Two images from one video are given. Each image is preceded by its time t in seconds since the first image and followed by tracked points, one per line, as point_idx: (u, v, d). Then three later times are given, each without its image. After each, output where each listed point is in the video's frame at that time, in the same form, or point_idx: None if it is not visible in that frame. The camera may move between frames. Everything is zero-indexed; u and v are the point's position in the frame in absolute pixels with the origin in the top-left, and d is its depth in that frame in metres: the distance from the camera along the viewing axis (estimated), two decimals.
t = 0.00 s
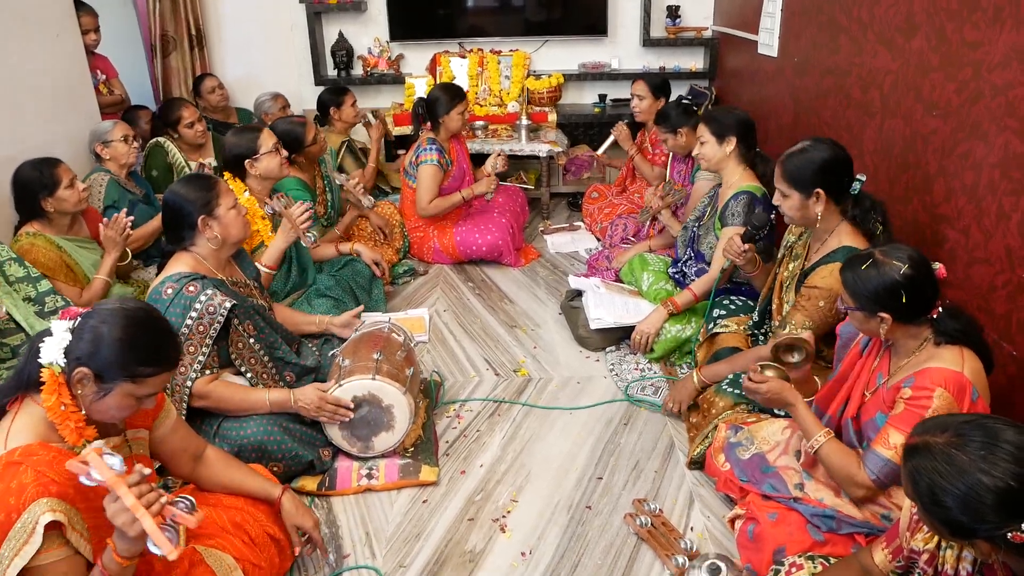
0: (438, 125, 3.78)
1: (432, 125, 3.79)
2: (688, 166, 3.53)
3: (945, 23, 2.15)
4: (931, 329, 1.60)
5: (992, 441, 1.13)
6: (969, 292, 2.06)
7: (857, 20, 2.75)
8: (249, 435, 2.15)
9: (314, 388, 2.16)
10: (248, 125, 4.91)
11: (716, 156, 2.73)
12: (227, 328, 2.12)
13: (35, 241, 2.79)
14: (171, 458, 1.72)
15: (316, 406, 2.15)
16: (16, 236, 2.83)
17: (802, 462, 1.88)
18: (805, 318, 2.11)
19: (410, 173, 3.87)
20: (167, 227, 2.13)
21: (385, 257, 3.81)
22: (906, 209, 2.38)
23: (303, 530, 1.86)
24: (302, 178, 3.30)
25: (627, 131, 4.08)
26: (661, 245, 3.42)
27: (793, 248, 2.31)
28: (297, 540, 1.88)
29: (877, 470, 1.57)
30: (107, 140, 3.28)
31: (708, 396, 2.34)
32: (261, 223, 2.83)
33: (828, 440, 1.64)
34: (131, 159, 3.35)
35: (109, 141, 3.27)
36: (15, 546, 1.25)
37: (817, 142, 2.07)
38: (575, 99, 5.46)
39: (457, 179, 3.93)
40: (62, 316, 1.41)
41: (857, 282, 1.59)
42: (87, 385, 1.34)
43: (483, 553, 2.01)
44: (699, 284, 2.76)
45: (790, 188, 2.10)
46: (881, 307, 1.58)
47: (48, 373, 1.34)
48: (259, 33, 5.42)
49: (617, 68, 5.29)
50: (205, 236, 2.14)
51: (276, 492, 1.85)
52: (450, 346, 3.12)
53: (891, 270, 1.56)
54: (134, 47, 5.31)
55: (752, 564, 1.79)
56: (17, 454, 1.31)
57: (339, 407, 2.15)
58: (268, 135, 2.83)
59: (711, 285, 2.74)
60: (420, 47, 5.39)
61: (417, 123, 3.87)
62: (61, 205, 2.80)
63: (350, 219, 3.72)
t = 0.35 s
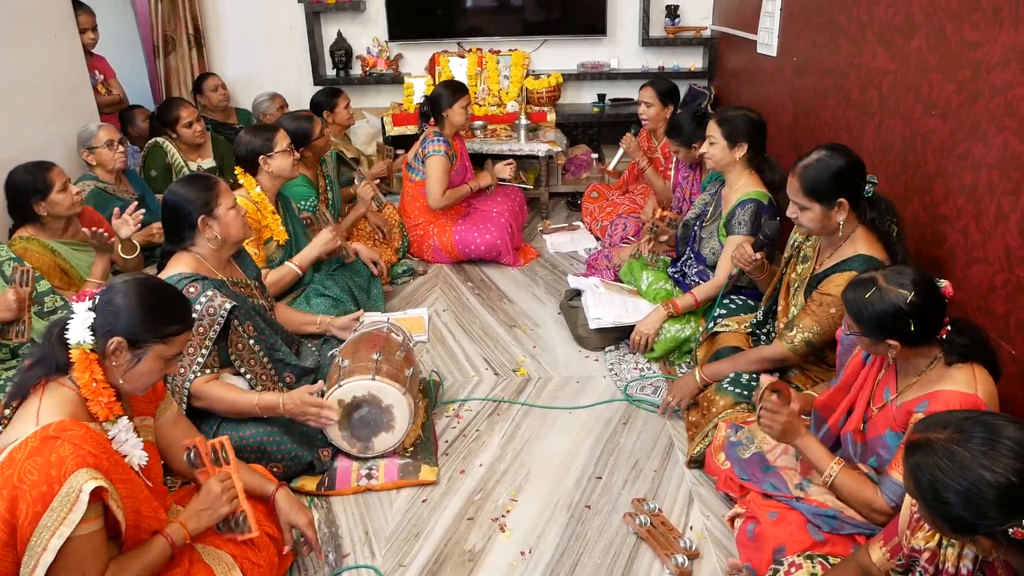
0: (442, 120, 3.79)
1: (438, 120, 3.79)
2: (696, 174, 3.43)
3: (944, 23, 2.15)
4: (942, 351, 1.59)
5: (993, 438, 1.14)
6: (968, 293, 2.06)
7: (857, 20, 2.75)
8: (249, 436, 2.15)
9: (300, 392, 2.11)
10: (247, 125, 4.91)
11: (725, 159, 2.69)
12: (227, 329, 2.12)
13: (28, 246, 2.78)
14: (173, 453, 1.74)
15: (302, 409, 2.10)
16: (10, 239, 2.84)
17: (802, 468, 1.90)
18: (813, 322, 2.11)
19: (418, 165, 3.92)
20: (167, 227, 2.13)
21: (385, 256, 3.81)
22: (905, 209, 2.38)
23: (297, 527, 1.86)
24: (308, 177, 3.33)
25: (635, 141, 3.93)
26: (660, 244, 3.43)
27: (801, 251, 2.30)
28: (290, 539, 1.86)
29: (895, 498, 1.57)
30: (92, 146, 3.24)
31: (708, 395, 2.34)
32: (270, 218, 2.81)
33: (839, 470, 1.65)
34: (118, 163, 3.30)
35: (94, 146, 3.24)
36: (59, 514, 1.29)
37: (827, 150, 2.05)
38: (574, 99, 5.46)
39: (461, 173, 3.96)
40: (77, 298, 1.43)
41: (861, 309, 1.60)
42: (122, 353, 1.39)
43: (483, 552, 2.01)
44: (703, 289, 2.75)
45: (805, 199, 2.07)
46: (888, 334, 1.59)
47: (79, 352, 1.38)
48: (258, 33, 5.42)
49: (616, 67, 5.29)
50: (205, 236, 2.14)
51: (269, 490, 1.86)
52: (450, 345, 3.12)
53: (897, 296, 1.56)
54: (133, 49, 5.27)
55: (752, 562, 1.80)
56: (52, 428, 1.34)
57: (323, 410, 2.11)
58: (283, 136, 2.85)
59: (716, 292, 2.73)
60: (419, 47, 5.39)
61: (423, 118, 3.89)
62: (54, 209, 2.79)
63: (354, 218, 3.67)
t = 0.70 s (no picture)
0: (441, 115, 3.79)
1: (437, 114, 3.80)
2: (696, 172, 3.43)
3: (945, 20, 2.15)
4: (936, 352, 1.59)
5: (993, 436, 1.14)
6: (968, 290, 2.06)
7: (857, 17, 2.75)
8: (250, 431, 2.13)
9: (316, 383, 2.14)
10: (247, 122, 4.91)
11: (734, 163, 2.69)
12: (228, 324, 2.12)
13: (23, 245, 2.79)
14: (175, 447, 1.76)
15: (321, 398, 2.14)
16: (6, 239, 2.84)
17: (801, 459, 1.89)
18: (814, 316, 2.11)
19: (420, 160, 3.91)
20: (168, 223, 2.13)
21: (384, 254, 3.81)
22: (905, 206, 2.38)
23: (295, 524, 1.86)
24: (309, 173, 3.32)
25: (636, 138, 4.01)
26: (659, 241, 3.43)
27: (805, 246, 2.30)
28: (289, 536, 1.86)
29: (884, 491, 1.57)
30: (81, 148, 3.22)
31: (708, 391, 2.35)
32: (271, 213, 2.82)
33: (842, 459, 1.62)
34: (109, 161, 3.27)
35: (84, 148, 3.22)
36: (88, 490, 1.29)
37: (829, 149, 2.05)
38: (574, 96, 5.46)
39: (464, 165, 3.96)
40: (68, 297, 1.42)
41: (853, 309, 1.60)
42: (137, 335, 1.43)
43: (483, 549, 2.01)
44: (704, 288, 2.76)
45: (806, 196, 2.07)
46: (881, 334, 1.59)
47: (91, 346, 1.40)
48: (259, 33, 5.42)
49: (616, 65, 5.29)
50: (206, 231, 2.14)
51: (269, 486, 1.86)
52: (450, 343, 3.12)
53: (887, 296, 1.56)
54: (131, 47, 5.26)
55: (751, 560, 1.79)
56: (73, 410, 1.34)
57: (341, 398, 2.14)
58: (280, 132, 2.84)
59: (716, 291, 2.74)
60: (418, 44, 5.39)
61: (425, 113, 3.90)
62: (48, 208, 2.79)
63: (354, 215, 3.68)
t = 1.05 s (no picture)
0: (439, 113, 3.77)
1: (433, 113, 3.78)
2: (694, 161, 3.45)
3: (946, 17, 2.14)
4: (930, 331, 1.60)
5: (988, 433, 1.14)
6: (968, 286, 2.06)
7: (857, 12, 2.74)
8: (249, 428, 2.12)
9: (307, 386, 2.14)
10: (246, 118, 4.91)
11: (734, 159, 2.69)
12: (230, 317, 2.12)
13: (22, 240, 2.79)
14: (173, 445, 1.78)
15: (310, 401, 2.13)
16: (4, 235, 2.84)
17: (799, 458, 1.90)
18: (811, 308, 2.10)
19: (416, 160, 3.93)
20: (169, 219, 2.13)
21: (384, 250, 3.81)
22: (905, 202, 2.38)
23: (299, 525, 1.83)
24: (304, 169, 3.31)
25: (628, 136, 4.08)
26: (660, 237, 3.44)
27: (802, 239, 2.31)
28: (290, 536, 1.86)
29: (874, 472, 1.58)
30: (76, 153, 3.22)
31: (708, 387, 2.34)
32: (263, 216, 2.82)
33: (823, 444, 1.64)
34: (106, 160, 3.29)
35: (79, 153, 3.22)
36: (69, 505, 1.28)
37: (832, 131, 2.05)
38: (574, 92, 5.45)
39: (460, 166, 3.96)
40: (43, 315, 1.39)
41: (852, 288, 1.60)
42: (127, 340, 1.42)
43: (483, 544, 2.01)
44: (704, 283, 2.76)
45: (806, 175, 2.07)
46: (876, 313, 1.59)
47: (79, 364, 1.40)
48: (259, 33, 5.42)
49: (616, 61, 5.28)
50: (206, 227, 2.13)
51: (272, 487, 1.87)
52: (450, 339, 3.12)
53: (883, 274, 1.56)
54: (130, 46, 5.26)
55: (750, 556, 1.77)
56: (54, 421, 1.34)
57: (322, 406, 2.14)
58: (268, 130, 2.82)
59: (714, 287, 2.74)
60: (418, 40, 5.38)
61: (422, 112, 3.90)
62: (47, 204, 2.79)
63: (357, 210, 3.65)
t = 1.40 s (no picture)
0: (432, 118, 3.77)
1: (427, 117, 3.79)
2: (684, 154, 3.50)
3: (946, 14, 2.14)
4: (928, 312, 1.61)
5: (990, 431, 1.14)
6: (968, 282, 2.06)
7: (858, 9, 2.74)
8: (250, 425, 2.15)
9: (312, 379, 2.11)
10: (245, 115, 4.90)
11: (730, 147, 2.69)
12: (228, 317, 2.11)
13: (22, 237, 2.79)
14: (173, 444, 1.75)
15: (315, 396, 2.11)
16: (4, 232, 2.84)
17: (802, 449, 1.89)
18: (805, 293, 2.10)
19: (409, 166, 3.89)
20: (170, 216, 2.13)
21: (384, 247, 3.81)
22: (905, 198, 2.37)
23: (301, 528, 1.88)
24: (303, 169, 3.37)
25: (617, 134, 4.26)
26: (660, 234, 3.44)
27: (799, 234, 2.31)
28: (292, 535, 1.87)
29: (872, 452, 1.59)
30: (75, 154, 3.21)
31: (708, 384, 2.36)
32: (257, 221, 2.81)
33: (817, 429, 1.69)
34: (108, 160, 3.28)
35: (78, 155, 3.21)
36: (27, 552, 1.26)
37: (843, 116, 2.08)
38: (574, 89, 5.44)
39: (455, 171, 3.93)
40: (26, 353, 1.32)
41: (853, 267, 1.60)
42: (118, 365, 1.38)
43: (483, 542, 2.01)
44: (700, 275, 2.77)
45: (811, 152, 2.09)
46: (876, 291, 1.59)
47: (67, 399, 1.34)
48: (258, 32, 5.42)
49: (616, 58, 5.27)
50: (199, 227, 2.14)
51: (276, 488, 1.87)
52: (450, 336, 3.12)
53: (883, 252, 1.57)
54: (129, 44, 5.37)
55: (750, 552, 1.78)
56: (32, 459, 1.30)
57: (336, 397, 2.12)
58: (256, 134, 2.81)
59: (713, 277, 2.75)
60: (418, 37, 5.37)
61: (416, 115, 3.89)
62: (49, 202, 2.79)
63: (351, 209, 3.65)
